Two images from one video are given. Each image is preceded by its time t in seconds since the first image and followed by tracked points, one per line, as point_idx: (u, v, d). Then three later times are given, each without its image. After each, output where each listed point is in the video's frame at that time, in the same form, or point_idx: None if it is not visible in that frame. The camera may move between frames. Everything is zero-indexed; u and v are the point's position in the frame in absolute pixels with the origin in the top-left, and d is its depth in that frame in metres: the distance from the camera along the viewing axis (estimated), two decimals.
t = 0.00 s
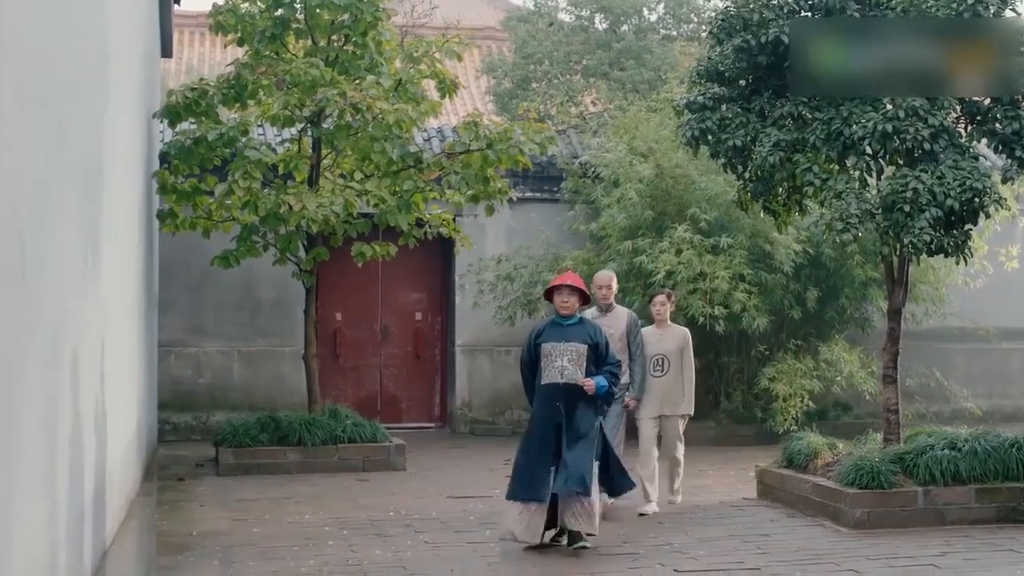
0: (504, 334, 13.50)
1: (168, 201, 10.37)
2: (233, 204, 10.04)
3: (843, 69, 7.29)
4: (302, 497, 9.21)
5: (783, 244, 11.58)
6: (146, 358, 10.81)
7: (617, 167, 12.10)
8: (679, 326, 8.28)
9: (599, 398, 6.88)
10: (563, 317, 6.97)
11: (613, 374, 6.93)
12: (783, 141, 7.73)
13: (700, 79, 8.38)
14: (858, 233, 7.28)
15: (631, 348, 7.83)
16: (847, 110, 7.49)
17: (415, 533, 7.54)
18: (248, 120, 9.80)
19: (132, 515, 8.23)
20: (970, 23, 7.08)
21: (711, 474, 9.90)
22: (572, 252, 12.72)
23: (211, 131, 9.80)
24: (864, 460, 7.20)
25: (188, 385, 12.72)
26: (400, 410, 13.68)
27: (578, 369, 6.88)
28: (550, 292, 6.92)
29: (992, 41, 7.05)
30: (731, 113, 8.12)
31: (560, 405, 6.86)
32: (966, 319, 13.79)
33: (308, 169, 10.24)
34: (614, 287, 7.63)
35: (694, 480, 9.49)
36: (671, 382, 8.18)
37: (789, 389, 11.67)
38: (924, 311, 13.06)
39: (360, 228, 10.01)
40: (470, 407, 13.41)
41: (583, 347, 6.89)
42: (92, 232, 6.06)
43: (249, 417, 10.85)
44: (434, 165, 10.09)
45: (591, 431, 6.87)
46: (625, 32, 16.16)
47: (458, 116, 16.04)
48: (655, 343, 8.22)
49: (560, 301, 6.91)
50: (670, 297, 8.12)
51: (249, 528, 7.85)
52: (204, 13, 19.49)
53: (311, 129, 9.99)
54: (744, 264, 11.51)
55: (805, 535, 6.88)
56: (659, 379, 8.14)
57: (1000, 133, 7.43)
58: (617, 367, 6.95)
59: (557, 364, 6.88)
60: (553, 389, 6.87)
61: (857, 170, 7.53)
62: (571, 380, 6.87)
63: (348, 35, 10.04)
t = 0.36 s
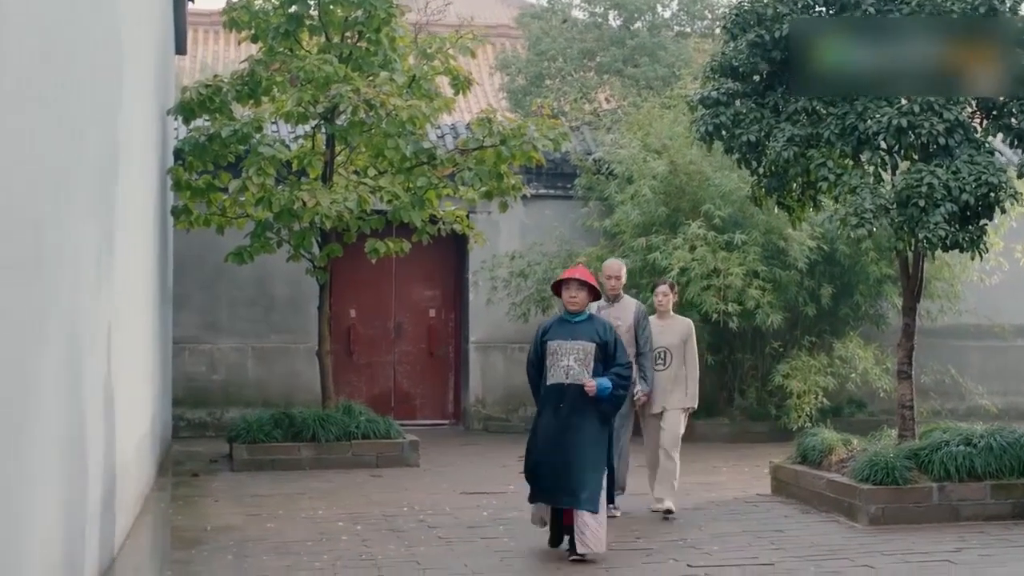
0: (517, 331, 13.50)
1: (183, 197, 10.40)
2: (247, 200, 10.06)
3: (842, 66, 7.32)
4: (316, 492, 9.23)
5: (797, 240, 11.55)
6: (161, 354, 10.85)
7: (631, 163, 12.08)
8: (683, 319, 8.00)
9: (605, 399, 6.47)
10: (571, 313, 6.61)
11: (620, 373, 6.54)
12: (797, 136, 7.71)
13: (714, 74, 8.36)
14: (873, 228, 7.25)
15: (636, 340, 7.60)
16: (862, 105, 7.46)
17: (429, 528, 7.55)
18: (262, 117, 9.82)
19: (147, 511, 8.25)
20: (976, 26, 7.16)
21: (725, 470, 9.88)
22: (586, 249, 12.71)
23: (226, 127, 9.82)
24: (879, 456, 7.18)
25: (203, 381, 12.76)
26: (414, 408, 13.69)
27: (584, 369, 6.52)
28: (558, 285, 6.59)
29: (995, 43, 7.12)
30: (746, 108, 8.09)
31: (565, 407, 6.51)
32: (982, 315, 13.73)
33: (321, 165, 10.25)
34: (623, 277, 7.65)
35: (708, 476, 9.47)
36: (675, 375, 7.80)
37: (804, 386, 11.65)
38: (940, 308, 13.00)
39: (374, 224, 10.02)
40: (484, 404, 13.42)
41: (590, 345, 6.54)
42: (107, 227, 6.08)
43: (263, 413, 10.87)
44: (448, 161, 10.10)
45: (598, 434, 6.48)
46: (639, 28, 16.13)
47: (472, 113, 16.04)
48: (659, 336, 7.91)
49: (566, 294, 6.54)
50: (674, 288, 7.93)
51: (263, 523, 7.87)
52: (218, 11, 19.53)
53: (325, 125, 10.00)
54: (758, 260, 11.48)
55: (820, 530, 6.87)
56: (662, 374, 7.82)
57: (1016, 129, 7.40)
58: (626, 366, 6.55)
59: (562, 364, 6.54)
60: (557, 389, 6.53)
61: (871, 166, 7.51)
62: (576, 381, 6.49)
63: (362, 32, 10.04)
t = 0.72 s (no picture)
0: (530, 321, 13.50)
1: (195, 188, 10.43)
2: (259, 190, 10.08)
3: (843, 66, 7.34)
4: (328, 482, 9.26)
5: (810, 231, 11.52)
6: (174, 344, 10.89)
7: (643, 154, 12.05)
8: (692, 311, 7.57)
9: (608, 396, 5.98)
10: (571, 307, 6.17)
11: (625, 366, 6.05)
12: (809, 125, 7.69)
13: (727, 64, 8.34)
14: (886, 217, 7.21)
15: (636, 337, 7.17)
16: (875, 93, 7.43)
17: (441, 517, 7.57)
18: (274, 107, 9.84)
19: (160, 500, 8.29)
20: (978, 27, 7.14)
21: (738, 461, 9.87)
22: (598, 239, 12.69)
23: (238, 117, 9.83)
24: (892, 447, 7.16)
25: (215, 372, 12.80)
26: (426, 398, 13.71)
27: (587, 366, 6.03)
28: (557, 277, 6.15)
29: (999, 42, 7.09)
30: (758, 97, 8.07)
31: (571, 405, 6.02)
32: (996, 306, 13.68)
33: (333, 155, 10.26)
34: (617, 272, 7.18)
35: (721, 467, 9.46)
36: (683, 370, 7.46)
37: (816, 376, 11.65)
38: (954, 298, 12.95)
39: (386, 214, 10.02)
40: (496, 394, 13.42)
41: (593, 340, 6.08)
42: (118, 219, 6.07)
43: (276, 403, 10.90)
44: (460, 152, 10.10)
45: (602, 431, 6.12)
46: (652, 19, 16.09)
47: (485, 103, 16.02)
48: (664, 329, 7.55)
49: (565, 288, 6.10)
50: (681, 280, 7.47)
51: (275, 512, 7.90)
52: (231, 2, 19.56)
53: (337, 115, 10.01)
54: (770, 251, 11.46)
55: (832, 520, 6.86)
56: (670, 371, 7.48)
57: None
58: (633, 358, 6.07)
59: (565, 362, 6.06)
60: (561, 389, 6.03)
61: (885, 155, 7.48)
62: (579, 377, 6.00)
63: (374, 22, 10.04)
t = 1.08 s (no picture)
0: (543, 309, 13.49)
1: (209, 175, 10.45)
2: (273, 178, 10.10)
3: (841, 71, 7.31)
4: (342, 469, 9.29)
5: (825, 218, 11.48)
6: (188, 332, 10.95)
7: (657, 141, 12.02)
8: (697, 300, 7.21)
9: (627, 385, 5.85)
10: (575, 287, 5.91)
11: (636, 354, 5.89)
12: (823, 111, 7.67)
13: (741, 50, 8.32)
14: (900, 203, 7.19)
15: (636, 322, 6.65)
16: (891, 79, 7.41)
17: (455, 504, 7.58)
18: (288, 95, 9.86)
19: (174, 487, 8.33)
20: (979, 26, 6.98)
21: (752, 448, 9.85)
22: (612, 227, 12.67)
23: (251, 105, 9.85)
24: (906, 434, 7.14)
25: (229, 360, 12.84)
26: (440, 386, 13.72)
27: (594, 351, 5.79)
28: (561, 254, 5.90)
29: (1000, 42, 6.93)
30: (773, 83, 8.05)
31: (572, 392, 5.79)
32: (1011, 294, 13.62)
33: (347, 143, 10.24)
34: (618, 252, 6.61)
35: (735, 454, 9.44)
36: (691, 366, 7.11)
37: (830, 364, 11.64)
38: (969, 286, 12.89)
39: (400, 202, 10.03)
40: (509, 382, 13.43)
41: (600, 323, 5.81)
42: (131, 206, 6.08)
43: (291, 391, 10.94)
44: (474, 139, 10.11)
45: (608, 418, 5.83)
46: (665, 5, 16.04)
47: (498, 90, 15.99)
48: (671, 323, 7.15)
49: (570, 265, 5.84)
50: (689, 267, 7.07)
51: (289, 499, 7.93)
52: None
53: (350, 103, 10.02)
54: (784, 238, 11.44)
55: (847, 507, 6.85)
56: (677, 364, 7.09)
57: None
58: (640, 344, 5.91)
59: (569, 346, 5.80)
60: (562, 374, 5.81)
61: (899, 141, 7.45)
62: (586, 364, 5.77)
63: (387, 9, 10.02)
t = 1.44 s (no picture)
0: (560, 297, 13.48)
1: (226, 162, 10.47)
2: (289, 165, 10.12)
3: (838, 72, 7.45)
4: (358, 456, 9.31)
5: (842, 205, 11.43)
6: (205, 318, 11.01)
7: (674, 128, 11.99)
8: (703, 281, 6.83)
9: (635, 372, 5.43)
10: (587, 265, 5.54)
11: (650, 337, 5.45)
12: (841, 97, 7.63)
13: (758, 35, 8.29)
14: (919, 188, 7.14)
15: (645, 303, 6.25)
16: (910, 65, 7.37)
17: (471, 490, 7.59)
18: (304, 82, 9.87)
19: (191, 473, 8.37)
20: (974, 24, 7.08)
21: (768, 436, 9.83)
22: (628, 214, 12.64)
23: (268, 92, 9.86)
24: (924, 420, 7.12)
25: (246, 347, 12.89)
26: (456, 373, 13.73)
27: (606, 334, 5.41)
28: (573, 229, 5.54)
29: (996, 43, 7.09)
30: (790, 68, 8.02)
31: (583, 378, 5.48)
32: None
33: (363, 130, 10.24)
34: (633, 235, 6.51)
35: (751, 441, 9.43)
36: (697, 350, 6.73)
37: (847, 351, 11.61)
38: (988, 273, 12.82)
39: (416, 189, 10.02)
40: (526, 369, 13.42)
41: (613, 303, 5.43)
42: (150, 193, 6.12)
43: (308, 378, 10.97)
44: (490, 126, 10.09)
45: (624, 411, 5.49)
46: None
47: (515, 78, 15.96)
48: (677, 305, 6.77)
49: (581, 242, 5.48)
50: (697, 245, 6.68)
51: (306, 484, 7.96)
52: None
53: (367, 90, 10.04)
54: (802, 225, 11.41)
55: (864, 494, 6.83)
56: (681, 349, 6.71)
57: None
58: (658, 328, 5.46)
59: (580, 329, 5.44)
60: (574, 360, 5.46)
61: (917, 127, 7.41)
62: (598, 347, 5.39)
63: None
